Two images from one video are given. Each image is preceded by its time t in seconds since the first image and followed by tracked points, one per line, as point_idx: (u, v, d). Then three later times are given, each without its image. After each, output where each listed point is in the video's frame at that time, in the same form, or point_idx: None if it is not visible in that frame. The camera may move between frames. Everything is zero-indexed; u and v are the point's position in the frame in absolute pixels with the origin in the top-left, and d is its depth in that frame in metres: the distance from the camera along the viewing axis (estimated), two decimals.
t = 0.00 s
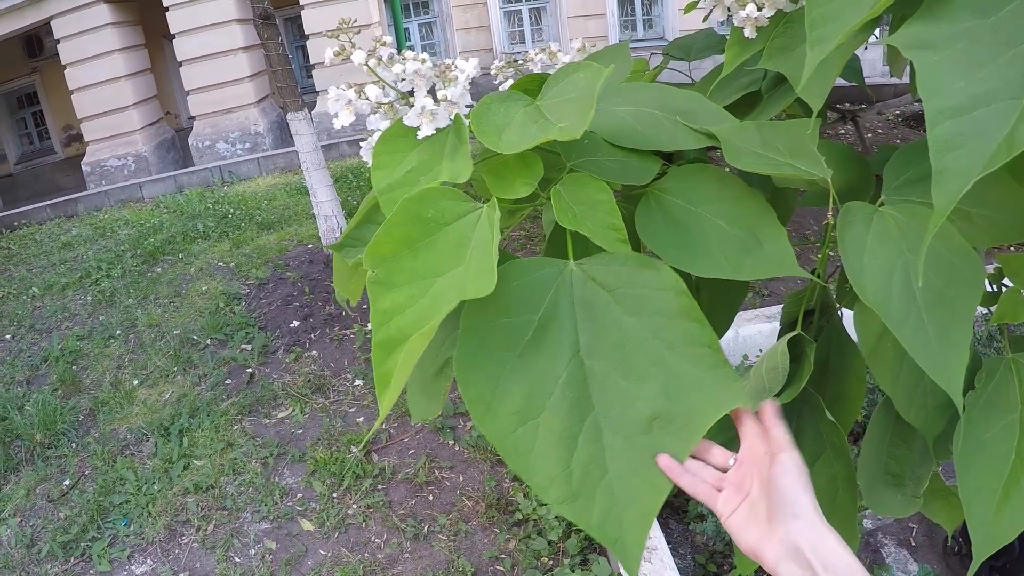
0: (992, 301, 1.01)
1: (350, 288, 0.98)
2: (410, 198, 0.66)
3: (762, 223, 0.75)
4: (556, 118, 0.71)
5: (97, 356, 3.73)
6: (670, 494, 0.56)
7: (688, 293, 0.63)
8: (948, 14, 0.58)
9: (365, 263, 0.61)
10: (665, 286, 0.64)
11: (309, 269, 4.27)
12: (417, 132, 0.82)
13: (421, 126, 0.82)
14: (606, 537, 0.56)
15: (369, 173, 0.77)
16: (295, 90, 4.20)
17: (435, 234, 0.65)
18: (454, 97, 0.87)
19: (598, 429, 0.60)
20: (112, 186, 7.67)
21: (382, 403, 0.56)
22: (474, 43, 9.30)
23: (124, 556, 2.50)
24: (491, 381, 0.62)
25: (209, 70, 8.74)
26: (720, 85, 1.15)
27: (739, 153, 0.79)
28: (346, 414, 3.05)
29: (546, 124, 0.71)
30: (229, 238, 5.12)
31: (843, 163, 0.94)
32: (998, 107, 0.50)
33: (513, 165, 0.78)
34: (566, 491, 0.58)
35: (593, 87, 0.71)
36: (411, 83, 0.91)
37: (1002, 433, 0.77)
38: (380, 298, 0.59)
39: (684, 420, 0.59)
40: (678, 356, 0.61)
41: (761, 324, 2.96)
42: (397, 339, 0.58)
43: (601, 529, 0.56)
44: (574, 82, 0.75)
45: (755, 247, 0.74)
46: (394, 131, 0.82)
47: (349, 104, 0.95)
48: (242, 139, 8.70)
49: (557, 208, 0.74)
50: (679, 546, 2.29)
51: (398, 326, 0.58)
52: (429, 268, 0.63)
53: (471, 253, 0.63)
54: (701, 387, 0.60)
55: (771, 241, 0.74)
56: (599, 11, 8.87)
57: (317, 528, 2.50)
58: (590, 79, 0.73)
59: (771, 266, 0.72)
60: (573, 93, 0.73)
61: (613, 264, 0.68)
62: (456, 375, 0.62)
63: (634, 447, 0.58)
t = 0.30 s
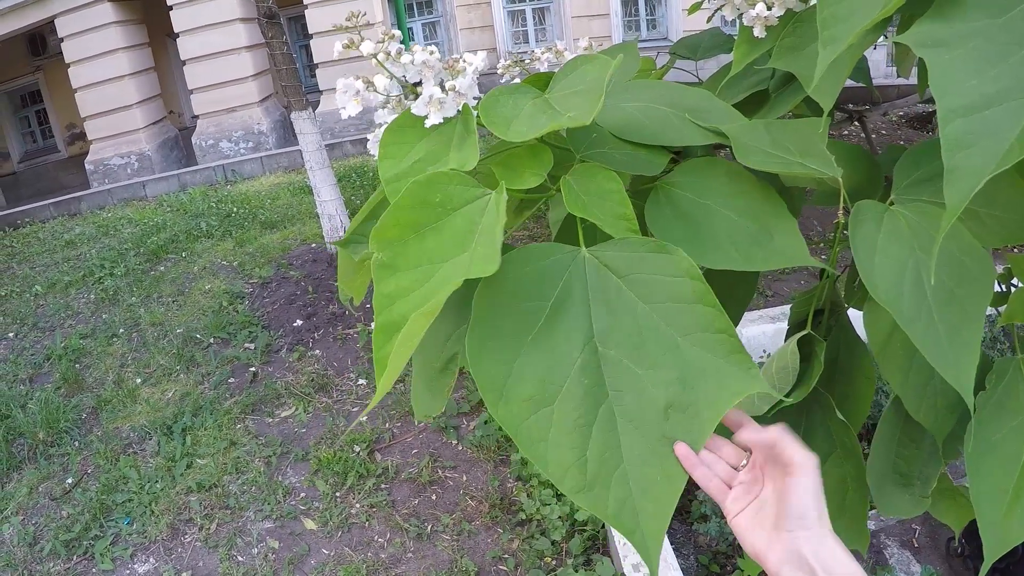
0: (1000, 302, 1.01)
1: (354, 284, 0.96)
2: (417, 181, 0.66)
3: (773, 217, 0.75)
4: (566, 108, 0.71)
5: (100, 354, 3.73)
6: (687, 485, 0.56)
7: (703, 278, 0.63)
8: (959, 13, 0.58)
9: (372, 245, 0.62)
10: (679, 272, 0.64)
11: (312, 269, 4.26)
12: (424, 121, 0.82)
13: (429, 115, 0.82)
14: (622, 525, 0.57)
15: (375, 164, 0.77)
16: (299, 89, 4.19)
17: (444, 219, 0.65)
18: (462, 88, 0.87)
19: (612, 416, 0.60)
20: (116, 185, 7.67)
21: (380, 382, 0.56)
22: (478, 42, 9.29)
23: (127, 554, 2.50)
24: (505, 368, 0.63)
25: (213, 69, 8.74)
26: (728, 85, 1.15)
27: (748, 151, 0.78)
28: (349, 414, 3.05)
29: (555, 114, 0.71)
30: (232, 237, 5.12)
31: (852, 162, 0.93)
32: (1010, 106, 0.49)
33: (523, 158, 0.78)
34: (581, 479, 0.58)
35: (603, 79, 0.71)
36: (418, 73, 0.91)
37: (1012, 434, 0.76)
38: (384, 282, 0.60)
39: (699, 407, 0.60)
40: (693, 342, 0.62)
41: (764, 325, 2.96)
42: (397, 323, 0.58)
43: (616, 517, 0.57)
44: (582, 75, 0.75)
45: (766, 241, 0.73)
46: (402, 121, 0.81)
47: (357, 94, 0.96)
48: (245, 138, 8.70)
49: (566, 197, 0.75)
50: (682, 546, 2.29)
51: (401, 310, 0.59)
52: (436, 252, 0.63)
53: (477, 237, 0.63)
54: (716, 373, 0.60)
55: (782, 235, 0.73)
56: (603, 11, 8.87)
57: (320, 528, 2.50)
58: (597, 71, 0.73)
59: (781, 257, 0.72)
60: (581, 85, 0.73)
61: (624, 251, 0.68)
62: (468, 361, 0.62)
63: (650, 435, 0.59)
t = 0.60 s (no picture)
0: (1004, 305, 1.01)
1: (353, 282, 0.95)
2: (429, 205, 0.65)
3: (778, 229, 0.76)
4: (574, 117, 0.70)
5: (98, 353, 3.73)
6: (679, 515, 0.58)
7: (706, 313, 0.64)
8: (965, 15, 0.58)
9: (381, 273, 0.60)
10: (684, 305, 0.65)
11: (311, 269, 4.26)
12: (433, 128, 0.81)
13: (436, 121, 0.81)
14: (616, 552, 0.58)
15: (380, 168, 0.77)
16: (300, 89, 4.19)
17: (452, 246, 0.65)
18: (470, 92, 0.85)
19: (610, 446, 0.61)
20: (115, 184, 7.67)
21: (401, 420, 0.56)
22: (478, 44, 9.30)
23: (124, 554, 2.50)
24: (505, 395, 0.63)
25: (213, 69, 8.74)
26: (732, 86, 1.16)
27: (754, 154, 0.78)
28: (347, 414, 3.05)
29: (563, 123, 0.70)
30: (231, 236, 5.11)
31: (855, 164, 0.94)
32: (1017, 109, 0.49)
33: (528, 171, 0.79)
34: (577, 505, 0.60)
35: (613, 88, 0.70)
36: (426, 76, 0.92)
37: (1016, 436, 0.76)
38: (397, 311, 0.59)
39: (695, 439, 0.61)
40: (692, 375, 0.63)
41: (763, 327, 2.96)
42: (413, 354, 0.57)
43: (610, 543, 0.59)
44: (591, 82, 0.74)
45: (771, 253, 0.74)
46: (409, 123, 0.81)
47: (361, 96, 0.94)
48: (244, 138, 8.70)
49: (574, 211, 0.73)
50: (680, 548, 2.29)
51: (418, 338, 0.58)
52: (447, 281, 0.62)
53: (492, 268, 0.63)
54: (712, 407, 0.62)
55: (786, 245, 0.75)
56: (603, 14, 8.90)
57: (318, 528, 2.50)
58: (607, 78, 0.72)
59: (785, 275, 0.72)
60: (591, 93, 0.72)
61: (630, 279, 0.69)
62: (472, 388, 0.63)
63: (647, 467, 0.60)
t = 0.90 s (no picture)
0: (1002, 309, 1.01)
1: (354, 291, 0.96)
2: (429, 202, 0.66)
3: (779, 230, 0.76)
4: (576, 122, 0.71)
5: (95, 351, 3.73)
6: (670, 518, 0.58)
7: (706, 314, 0.64)
8: (962, 15, 0.58)
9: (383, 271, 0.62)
10: (682, 307, 0.65)
11: (309, 267, 4.26)
12: (432, 135, 0.81)
13: (436, 128, 0.80)
14: (604, 551, 0.58)
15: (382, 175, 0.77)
16: (297, 87, 4.19)
17: (456, 242, 0.66)
18: (468, 99, 0.85)
19: (603, 443, 0.61)
20: (112, 181, 7.65)
21: (396, 411, 0.55)
22: (476, 42, 9.29)
23: (122, 552, 2.50)
24: (499, 388, 0.63)
25: (211, 66, 8.72)
26: (730, 87, 1.16)
27: (753, 159, 0.79)
28: (345, 412, 3.05)
29: (565, 128, 0.71)
30: (228, 235, 5.11)
31: (852, 166, 0.94)
32: (1014, 107, 0.49)
33: (529, 170, 0.79)
34: (566, 501, 0.59)
35: (614, 93, 0.71)
36: (425, 83, 0.91)
37: (1012, 443, 0.76)
38: (396, 306, 0.60)
39: (689, 442, 0.61)
40: (690, 377, 0.63)
41: (761, 326, 2.97)
42: (412, 349, 0.58)
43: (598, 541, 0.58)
44: (590, 86, 0.75)
45: (773, 254, 0.74)
46: (407, 132, 0.81)
47: (360, 105, 0.94)
48: (242, 136, 8.69)
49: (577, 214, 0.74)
50: (677, 547, 2.29)
51: (416, 333, 0.59)
52: (448, 276, 0.63)
53: (492, 262, 0.63)
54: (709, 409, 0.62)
55: (787, 247, 0.74)
56: (601, 12, 8.90)
57: (316, 526, 2.50)
58: (608, 82, 0.73)
59: (784, 273, 0.72)
60: (592, 96, 0.73)
61: (629, 279, 0.69)
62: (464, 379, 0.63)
63: (639, 466, 0.60)
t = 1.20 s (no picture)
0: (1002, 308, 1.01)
1: (360, 291, 0.98)
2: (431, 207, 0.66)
3: (778, 232, 0.76)
4: (574, 123, 0.72)
5: (102, 357, 3.74)
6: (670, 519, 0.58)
7: (706, 316, 0.65)
8: (962, 25, 0.59)
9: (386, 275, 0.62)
10: (683, 309, 0.66)
11: (314, 272, 4.28)
12: (432, 136, 0.82)
13: (435, 130, 0.82)
14: (606, 553, 0.58)
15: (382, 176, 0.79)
16: (302, 94, 4.21)
17: (458, 245, 0.66)
18: (469, 102, 0.86)
19: (604, 444, 0.62)
20: (117, 188, 7.68)
21: (403, 414, 0.56)
22: (479, 48, 9.33)
23: (129, 557, 2.51)
24: (501, 392, 0.64)
25: (215, 73, 8.76)
26: (732, 93, 1.17)
27: (753, 160, 0.79)
28: (350, 417, 3.06)
29: (563, 129, 0.72)
30: (233, 241, 5.13)
31: (854, 169, 0.95)
32: (1016, 116, 0.50)
33: (531, 174, 0.80)
34: (567, 502, 0.60)
35: (610, 94, 0.72)
36: (425, 87, 0.92)
37: (1013, 438, 0.77)
38: (400, 308, 0.61)
39: (690, 440, 0.61)
40: (690, 377, 0.63)
41: (765, 329, 2.97)
42: (417, 350, 0.59)
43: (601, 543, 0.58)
44: (590, 88, 0.76)
45: (772, 258, 0.75)
46: (407, 133, 0.82)
47: (362, 107, 0.97)
48: (246, 142, 8.73)
49: (577, 218, 0.75)
50: (683, 550, 2.29)
51: (420, 335, 0.60)
52: (451, 278, 0.64)
53: (494, 265, 0.64)
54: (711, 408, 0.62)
55: (786, 248, 0.75)
56: (604, 17, 8.95)
57: (322, 531, 2.50)
58: (606, 85, 0.74)
59: (784, 275, 0.73)
60: (590, 99, 0.74)
61: (632, 281, 0.70)
62: (467, 381, 0.64)
63: (640, 468, 0.60)
